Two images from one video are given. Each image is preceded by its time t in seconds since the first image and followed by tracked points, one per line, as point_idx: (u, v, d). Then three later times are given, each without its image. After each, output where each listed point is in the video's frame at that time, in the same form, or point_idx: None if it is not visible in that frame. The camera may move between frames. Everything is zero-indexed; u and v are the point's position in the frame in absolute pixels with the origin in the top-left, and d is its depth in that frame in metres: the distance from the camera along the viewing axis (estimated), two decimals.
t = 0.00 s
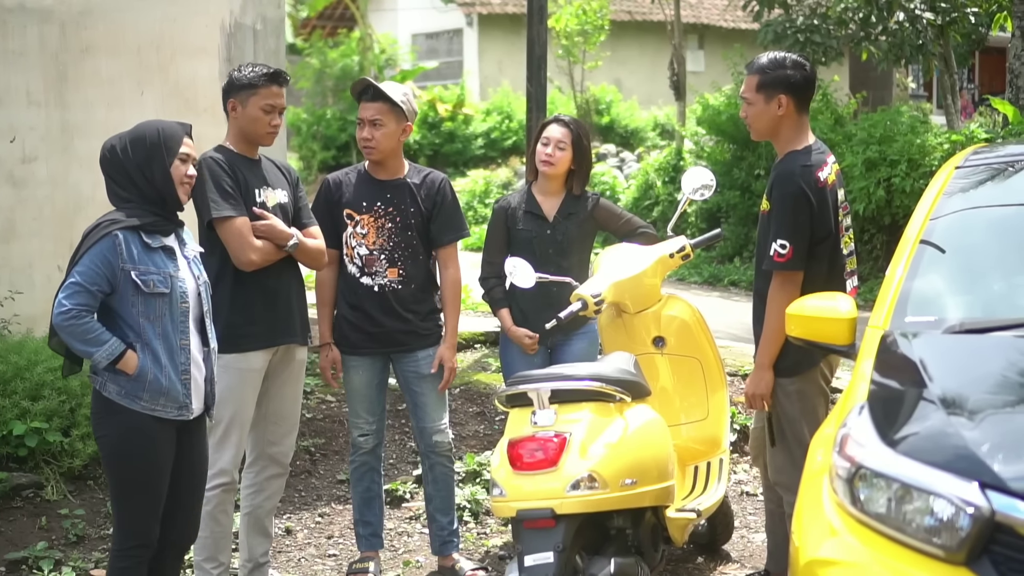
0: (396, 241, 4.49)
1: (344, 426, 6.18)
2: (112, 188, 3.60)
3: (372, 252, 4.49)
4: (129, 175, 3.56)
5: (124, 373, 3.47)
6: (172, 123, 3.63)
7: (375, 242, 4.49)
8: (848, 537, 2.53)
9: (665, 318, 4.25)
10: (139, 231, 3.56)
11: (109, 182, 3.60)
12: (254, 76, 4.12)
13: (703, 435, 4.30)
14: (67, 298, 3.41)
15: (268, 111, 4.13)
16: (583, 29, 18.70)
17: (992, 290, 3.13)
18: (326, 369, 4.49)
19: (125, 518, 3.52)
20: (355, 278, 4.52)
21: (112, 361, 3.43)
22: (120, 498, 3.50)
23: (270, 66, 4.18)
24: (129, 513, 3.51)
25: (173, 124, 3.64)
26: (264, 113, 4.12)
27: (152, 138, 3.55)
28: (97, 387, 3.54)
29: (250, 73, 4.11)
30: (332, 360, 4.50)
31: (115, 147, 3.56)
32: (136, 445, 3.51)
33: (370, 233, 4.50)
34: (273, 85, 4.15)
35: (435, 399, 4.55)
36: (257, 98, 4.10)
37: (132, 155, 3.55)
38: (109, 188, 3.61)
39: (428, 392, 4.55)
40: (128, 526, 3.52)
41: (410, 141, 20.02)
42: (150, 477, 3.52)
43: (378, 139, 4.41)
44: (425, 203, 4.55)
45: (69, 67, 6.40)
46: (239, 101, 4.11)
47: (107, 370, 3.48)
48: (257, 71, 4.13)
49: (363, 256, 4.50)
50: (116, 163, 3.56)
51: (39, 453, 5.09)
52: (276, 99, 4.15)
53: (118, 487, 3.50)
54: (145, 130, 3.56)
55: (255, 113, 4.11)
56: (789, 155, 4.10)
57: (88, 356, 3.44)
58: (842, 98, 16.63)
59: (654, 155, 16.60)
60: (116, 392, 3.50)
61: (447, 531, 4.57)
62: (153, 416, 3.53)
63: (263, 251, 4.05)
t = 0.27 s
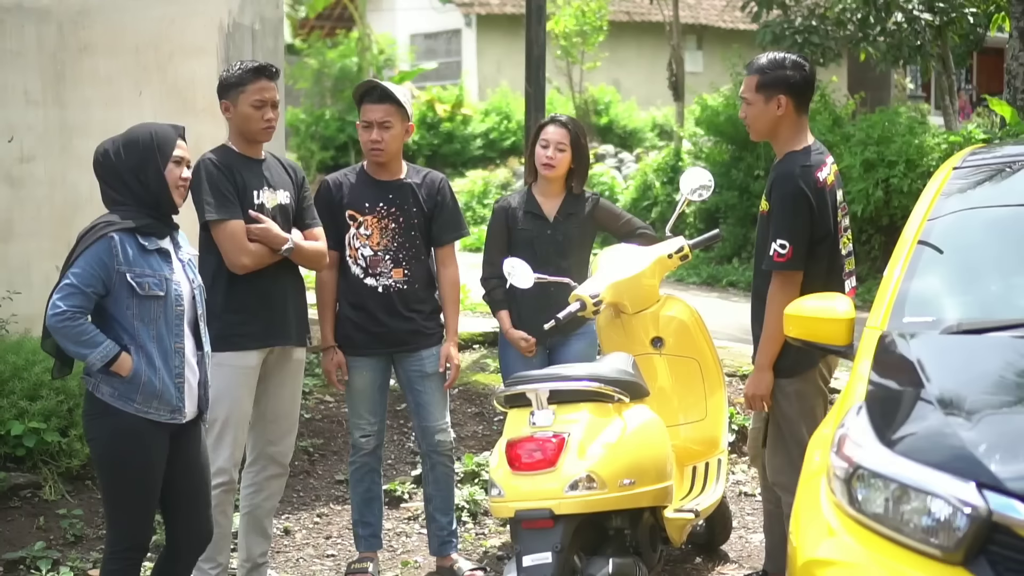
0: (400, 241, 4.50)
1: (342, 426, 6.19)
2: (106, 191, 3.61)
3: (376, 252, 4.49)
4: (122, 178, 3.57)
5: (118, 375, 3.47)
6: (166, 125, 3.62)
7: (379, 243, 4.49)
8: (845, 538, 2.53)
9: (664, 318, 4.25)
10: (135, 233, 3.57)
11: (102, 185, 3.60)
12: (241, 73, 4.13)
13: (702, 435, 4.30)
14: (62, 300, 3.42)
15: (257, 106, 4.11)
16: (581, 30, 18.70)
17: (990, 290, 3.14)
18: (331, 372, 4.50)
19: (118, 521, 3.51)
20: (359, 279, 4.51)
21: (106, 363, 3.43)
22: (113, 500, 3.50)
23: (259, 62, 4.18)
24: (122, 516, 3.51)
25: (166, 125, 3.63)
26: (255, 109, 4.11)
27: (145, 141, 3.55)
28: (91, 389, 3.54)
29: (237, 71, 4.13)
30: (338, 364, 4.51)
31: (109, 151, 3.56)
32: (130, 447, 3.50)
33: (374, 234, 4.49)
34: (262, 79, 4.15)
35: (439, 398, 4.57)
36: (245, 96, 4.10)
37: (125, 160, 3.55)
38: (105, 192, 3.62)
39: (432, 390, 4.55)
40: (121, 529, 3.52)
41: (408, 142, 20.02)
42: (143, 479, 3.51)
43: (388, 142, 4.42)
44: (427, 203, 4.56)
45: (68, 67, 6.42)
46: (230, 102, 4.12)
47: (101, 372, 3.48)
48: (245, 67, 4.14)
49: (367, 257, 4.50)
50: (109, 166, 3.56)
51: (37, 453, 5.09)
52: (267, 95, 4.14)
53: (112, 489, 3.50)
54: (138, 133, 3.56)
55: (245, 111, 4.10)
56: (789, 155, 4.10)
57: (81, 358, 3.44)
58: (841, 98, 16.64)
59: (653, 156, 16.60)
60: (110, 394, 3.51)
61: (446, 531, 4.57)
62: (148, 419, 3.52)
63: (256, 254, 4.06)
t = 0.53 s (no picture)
0: (402, 243, 4.50)
1: (343, 429, 6.18)
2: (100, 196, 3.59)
3: (378, 254, 4.49)
4: (116, 183, 3.55)
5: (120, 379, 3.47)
6: (154, 126, 3.61)
7: (381, 245, 4.49)
8: (846, 539, 2.52)
9: (663, 320, 4.23)
10: (135, 238, 3.57)
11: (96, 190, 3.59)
12: (243, 78, 4.15)
13: (703, 437, 4.30)
14: (64, 305, 3.41)
15: (259, 111, 4.12)
16: (581, 32, 18.70)
17: (991, 291, 3.13)
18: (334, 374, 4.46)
19: (120, 525, 3.50)
20: (362, 282, 4.50)
21: (108, 367, 3.43)
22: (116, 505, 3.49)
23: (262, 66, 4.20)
24: (124, 520, 3.50)
25: (154, 126, 3.62)
26: (257, 114, 4.12)
27: (136, 143, 3.53)
28: (91, 394, 3.53)
29: (239, 76, 4.15)
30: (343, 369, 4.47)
31: (100, 156, 3.54)
32: (132, 450, 3.49)
33: (376, 236, 4.49)
34: (263, 83, 4.16)
35: (442, 400, 4.56)
36: (247, 101, 4.11)
37: (117, 163, 3.53)
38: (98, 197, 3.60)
39: (435, 392, 4.55)
40: (124, 533, 3.51)
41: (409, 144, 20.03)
42: (145, 482, 3.50)
43: (396, 145, 4.44)
44: (427, 204, 4.58)
45: (68, 71, 6.44)
46: (233, 108, 4.14)
47: (103, 377, 3.47)
48: (246, 72, 4.16)
49: (370, 259, 4.49)
50: (102, 171, 3.55)
51: (38, 457, 5.09)
52: (269, 99, 4.14)
53: (113, 493, 3.49)
54: (129, 136, 3.55)
55: (247, 116, 4.11)
56: (789, 156, 4.10)
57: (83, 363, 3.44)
58: (841, 99, 16.64)
59: (653, 157, 16.60)
60: (111, 398, 3.50)
61: (448, 534, 4.55)
62: (150, 422, 3.52)
63: (241, 264, 4.05)
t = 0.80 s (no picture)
0: (399, 244, 4.51)
1: (341, 431, 6.19)
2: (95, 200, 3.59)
3: (375, 256, 4.48)
4: (110, 187, 3.55)
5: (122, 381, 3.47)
6: (149, 128, 3.61)
7: (378, 246, 4.49)
8: (845, 540, 2.53)
9: (662, 322, 4.24)
10: (134, 240, 3.57)
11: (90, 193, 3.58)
12: (239, 80, 4.15)
13: (701, 438, 4.30)
14: (63, 310, 3.41)
15: (254, 113, 4.12)
16: (580, 33, 18.72)
17: (989, 292, 3.14)
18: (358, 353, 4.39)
19: (120, 527, 3.50)
20: (360, 284, 4.49)
21: (109, 370, 3.43)
22: (116, 508, 3.49)
23: (257, 68, 4.20)
24: (124, 522, 3.50)
25: (149, 128, 3.61)
26: (252, 116, 4.12)
27: (129, 145, 3.53)
28: (91, 396, 3.53)
29: (235, 78, 4.15)
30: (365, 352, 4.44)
31: (94, 157, 3.53)
32: (132, 453, 3.49)
33: (372, 238, 4.49)
34: (258, 85, 4.17)
35: (440, 402, 4.57)
36: (242, 102, 4.11)
37: (111, 166, 3.53)
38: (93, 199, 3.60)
39: (433, 394, 4.55)
40: (125, 536, 3.51)
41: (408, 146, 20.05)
42: (145, 484, 3.50)
43: (403, 145, 4.47)
44: (423, 204, 4.59)
45: (65, 73, 6.44)
46: (227, 109, 4.13)
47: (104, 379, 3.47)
48: (242, 74, 4.16)
49: (367, 261, 4.49)
50: (96, 173, 3.54)
51: (36, 459, 5.09)
52: (264, 101, 4.15)
53: (112, 496, 3.48)
54: (122, 138, 3.54)
55: (242, 118, 4.11)
56: (788, 156, 4.10)
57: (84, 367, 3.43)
58: (839, 100, 16.67)
59: (651, 159, 16.62)
60: (112, 400, 3.50)
61: (446, 535, 4.55)
62: (151, 424, 3.53)
63: (246, 265, 4.06)
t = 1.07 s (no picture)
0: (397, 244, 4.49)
1: (342, 433, 6.18)
2: (93, 204, 3.58)
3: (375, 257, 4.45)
4: (108, 190, 3.54)
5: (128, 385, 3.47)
6: (146, 133, 3.60)
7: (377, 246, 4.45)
8: (845, 542, 2.53)
9: (662, 324, 4.24)
10: (134, 245, 3.57)
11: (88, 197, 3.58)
12: (234, 84, 4.15)
13: (701, 440, 4.29)
14: (66, 317, 3.42)
15: (249, 117, 4.12)
16: (580, 36, 18.73)
17: (990, 294, 3.14)
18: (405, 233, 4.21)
19: (123, 530, 3.49)
20: (359, 285, 4.44)
21: (115, 374, 3.43)
22: (121, 513, 3.49)
23: (251, 71, 4.19)
24: (128, 526, 3.49)
25: (148, 133, 3.61)
26: (247, 120, 4.12)
27: (127, 150, 3.52)
28: (96, 401, 3.53)
29: (229, 81, 4.15)
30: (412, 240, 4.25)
31: (91, 161, 3.52)
32: (136, 455, 3.49)
33: (371, 238, 4.44)
34: (255, 89, 4.17)
35: (437, 403, 4.55)
36: (238, 107, 4.11)
37: (109, 170, 3.52)
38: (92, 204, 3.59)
39: (430, 396, 4.53)
40: (130, 541, 3.51)
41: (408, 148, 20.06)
42: (149, 487, 3.49)
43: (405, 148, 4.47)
44: (417, 204, 4.58)
45: (66, 75, 6.45)
46: (220, 111, 4.12)
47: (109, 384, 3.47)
48: (237, 77, 4.15)
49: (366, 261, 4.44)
50: (93, 177, 3.53)
51: (36, 462, 5.09)
52: (259, 105, 4.15)
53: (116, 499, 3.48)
54: (120, 142, 3.54)
55: (236, 121, 4.10)
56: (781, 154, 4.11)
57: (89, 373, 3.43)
58: (840, 102, 16.67)
59: (652, 161, 16.61)
60: (117, 403, 3.50)
61: (447, 536, 4.55)
62: (156, 427, 3.53)
63: (247, 267, 4.06)
